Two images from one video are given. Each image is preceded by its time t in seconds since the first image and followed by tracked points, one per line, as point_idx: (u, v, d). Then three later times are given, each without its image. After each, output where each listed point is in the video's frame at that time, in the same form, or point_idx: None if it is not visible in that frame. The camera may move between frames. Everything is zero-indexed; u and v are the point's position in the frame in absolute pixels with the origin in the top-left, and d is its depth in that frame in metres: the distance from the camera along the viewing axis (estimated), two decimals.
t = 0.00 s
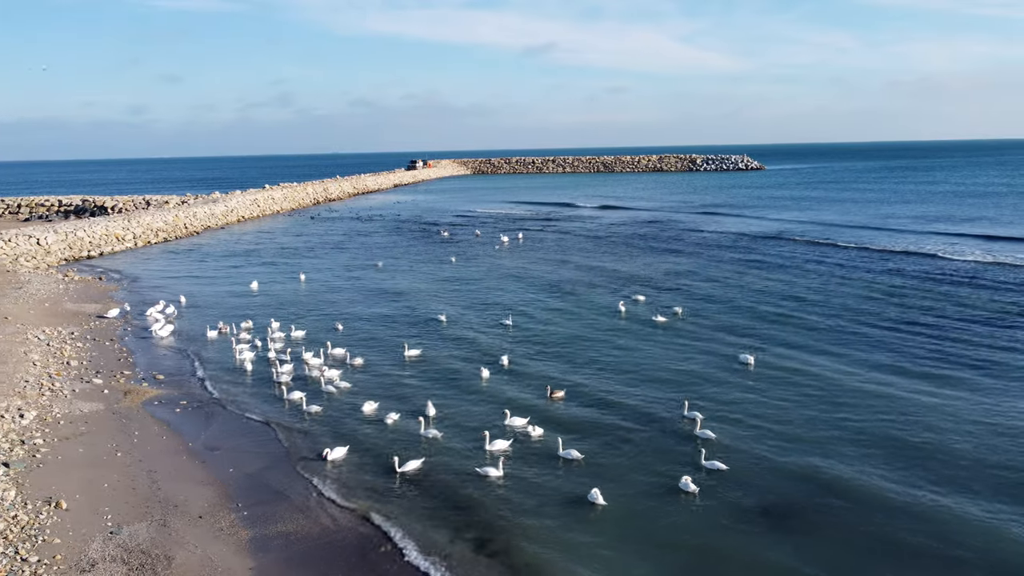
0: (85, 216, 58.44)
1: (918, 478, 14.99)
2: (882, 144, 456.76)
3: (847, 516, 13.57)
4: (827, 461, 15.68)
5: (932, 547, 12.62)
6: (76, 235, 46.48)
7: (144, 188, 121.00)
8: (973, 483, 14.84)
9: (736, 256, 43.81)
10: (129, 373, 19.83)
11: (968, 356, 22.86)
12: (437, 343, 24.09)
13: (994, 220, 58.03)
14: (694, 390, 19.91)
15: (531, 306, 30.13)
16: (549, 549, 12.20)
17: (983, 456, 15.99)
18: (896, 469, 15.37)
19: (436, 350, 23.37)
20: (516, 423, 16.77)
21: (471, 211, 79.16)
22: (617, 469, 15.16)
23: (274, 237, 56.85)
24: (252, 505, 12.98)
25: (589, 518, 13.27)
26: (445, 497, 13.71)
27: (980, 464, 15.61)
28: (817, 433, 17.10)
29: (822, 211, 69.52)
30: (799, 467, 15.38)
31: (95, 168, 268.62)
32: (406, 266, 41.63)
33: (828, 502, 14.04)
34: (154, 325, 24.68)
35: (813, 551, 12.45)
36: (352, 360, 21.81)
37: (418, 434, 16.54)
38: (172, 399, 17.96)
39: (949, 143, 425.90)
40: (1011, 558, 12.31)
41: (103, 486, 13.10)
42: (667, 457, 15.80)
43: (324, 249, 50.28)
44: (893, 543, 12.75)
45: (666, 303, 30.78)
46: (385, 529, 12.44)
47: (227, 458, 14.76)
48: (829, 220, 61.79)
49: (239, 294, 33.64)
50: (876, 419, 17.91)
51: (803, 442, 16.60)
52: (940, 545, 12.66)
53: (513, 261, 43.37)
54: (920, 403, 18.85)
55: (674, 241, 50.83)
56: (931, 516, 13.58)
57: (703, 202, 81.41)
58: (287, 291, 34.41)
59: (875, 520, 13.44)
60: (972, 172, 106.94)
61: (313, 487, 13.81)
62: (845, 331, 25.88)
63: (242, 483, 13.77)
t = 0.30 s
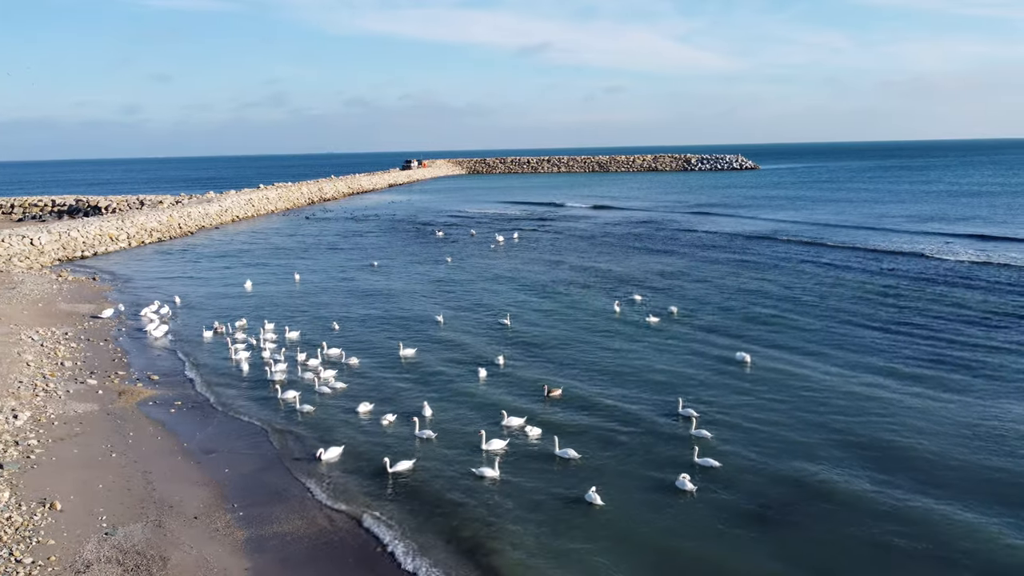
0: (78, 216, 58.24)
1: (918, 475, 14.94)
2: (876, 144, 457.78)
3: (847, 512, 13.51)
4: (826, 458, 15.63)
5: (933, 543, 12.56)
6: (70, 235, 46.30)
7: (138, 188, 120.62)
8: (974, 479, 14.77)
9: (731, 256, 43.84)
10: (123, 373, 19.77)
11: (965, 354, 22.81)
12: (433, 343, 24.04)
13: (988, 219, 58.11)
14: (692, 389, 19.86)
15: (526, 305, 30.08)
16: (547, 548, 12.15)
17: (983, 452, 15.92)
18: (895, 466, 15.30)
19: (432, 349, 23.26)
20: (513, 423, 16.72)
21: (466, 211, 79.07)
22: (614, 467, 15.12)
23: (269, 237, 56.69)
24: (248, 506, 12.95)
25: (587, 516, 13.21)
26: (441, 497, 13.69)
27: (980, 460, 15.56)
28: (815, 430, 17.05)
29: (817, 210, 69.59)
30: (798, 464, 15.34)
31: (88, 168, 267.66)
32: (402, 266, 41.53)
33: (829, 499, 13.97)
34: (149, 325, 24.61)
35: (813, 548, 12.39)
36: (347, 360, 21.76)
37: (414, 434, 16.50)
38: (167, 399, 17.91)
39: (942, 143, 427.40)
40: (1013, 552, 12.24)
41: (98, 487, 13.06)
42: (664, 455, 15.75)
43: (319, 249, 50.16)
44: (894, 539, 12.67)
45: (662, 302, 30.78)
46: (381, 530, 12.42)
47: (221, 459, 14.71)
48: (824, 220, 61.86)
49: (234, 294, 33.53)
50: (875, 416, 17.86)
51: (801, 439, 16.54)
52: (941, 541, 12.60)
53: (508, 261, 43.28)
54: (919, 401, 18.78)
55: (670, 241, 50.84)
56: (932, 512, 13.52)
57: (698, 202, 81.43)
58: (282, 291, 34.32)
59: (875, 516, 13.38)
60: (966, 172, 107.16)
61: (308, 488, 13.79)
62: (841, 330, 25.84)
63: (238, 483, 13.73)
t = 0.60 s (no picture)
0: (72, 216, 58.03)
1: (911, 474, 15.07)
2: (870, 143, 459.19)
3: (841, 512, 13.62)
4: (820, 458, 15.75)
5: (926, 542, 12.68)
6: (64, 235, 46.15)
7: (132, 188, 120.13)
8: (967, 478, 14.89)
9: (724, 256, 43.97)
10: (117, 374, 19.73)
11: (959, 354, 22.95)
12: (428, 343, 24.11)
13: (980, 219, 58.38)
14: (686, 389, 19.96)
15: (521, 305, 30.15)
16: (544, 548, 12.23)
17: (976, 452, 16.04)
18: (889, 466, 15.42)
19: (428, 350, 23.30)
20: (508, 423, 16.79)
21: (461, 211, 79.06)
22: (609, 467, 15.20)
23: (264, 237, 56.61)
24: (242, 506, 12.92)
25: (583, 516, 13.28)
26: (436, 497, 13.73)
27: (971, 459, 15.72)
28: (809, 430, 17.16)
29: (811, 210, 69.83)
30: (792, 464, 15.46)
31: (82, 168, 266.94)
32: (397, 266, 41.53)
33: (823, 499, 14.09)
34: (142, 325, 24.57)
35: (808, 548, 12.49)
36: (341, 360, 21.81)
37: (408, 434, 16.53)
38: (162, 399, 17.89)
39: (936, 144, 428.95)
40: (1006, 552, 12.37)
41: (92, 487, 13.01)
42: (659, 455, 15.84)
43: (314, 249, 50.10)
44: (888, 539, 12.79)
45: (656, 302, 30.91)
46: (376, 531, 12.46)
47: (214, 459, 14.68)
48: (817, 219, 62.11)
49: (229, 295, 33.51)
50: (869, 416, 17.99)
51: (795, 439, 16.66)
52: (934, 540, 12.72)
53: (503, 261, 43.37)
54: (912, 400, 18.91)
55: (664, 241, 50.98)
56: (925, 511, 13.65)
57: (692, 202, 81.63)
58: (277, 291, 34.32)
59: (869, 516, 13.50)
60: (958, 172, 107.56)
61: (302, 488, 13.78)
62: (836, 330, 25.97)
63: (231, 484, 13.70)
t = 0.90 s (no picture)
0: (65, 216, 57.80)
1: (903, 472, 15.15)
2: (864, 143, 460.54)
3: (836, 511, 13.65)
4: (814, 457, 15.79)
5: (921, 542, 12.73)
6: (57, 235, 45.98)
7: (126, 189, 119.75)
8: (959, 475, 14.98)
9: (718, 255, 44.05)
10: (110, 374, 19.68)
11: (952, 354, 23.03)
12: (422, 343, 24.10)
13: (973, 219, 58.60)
14: (681, 388, 19.99)
15: (515, 304, 30.17)
16: (540, 547, 12.24)
17: (971, 450, 16.10)
18: (883, 464, 15.45)
19: (423, 350, 23.30)
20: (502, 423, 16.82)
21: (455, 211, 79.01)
22: (605, 467, 15.22)
23: (259, 237, 56.49)
24: (236, 507, 12.90)
25: (579, 515, 13.30)
26: (430, 497, 13.73)
27: (962, 456, 15.82)
28: (804, 427, 17.22)
29: (804, 210, 70.01)
30: (787, 462, 15.52)
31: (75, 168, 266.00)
32: (392, 266, 41.49)
33: (819, 497, 14.11)
34: (136, 326, 24.51)
35: (804, 546, 12.53)
36: (335, 360, 21.79)
37: (402, 433, 16.53)
38: (155, 400, 17.85)
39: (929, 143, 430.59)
40: (999, 548, 12.44)
41: (85, 488, 12.97)
42: (655, 454, 15.88)
43: (308, 249, 50.00)
44: (884, 537, 12.83)
45: (650, 301, 30.96)
46: (371, 530, 12.48)
47: (208, 460, 14.65)
48: (810, 219, 62.31)
49: (222, 295, 33.43)
50: (863, 414, 18.05)
51: (788, 437, 16.73)
52: (929, 538, 12.77)
53: (497, 260, 43.36)
54: (906, 398, 19.00)
55: (658, 240, 51.07)
56: (921, 510, 13.69)
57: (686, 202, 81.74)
58: (271, 291, 34.25)
59: (865, 515, 13.53)
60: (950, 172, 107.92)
61: (295, 488, 13.78)
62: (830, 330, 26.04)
63: (225, 485, 13.67)
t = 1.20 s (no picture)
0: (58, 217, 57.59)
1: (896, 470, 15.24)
2: (857, 143, 461.85)
3: (831, 510, 13.66)
4: (810, 456, 15.83)
5: (915, 539, 12.78)
6: (50, 235, 45.82)
7: (120, 189, 119.45)
8: (951, 473, 15.08)
9: (712, 255, 44.17)
10: (103, 374, 19.62)
11: (947, 354, 23.10)
12: (417, 343, 24.12)
13: (966, 219, 58.88)
14: (677, 389, 20.00)
15: (510, 305, 30.20)
16: (536, 547, 12.21)
17: (966, 450, 16.14)
18: (878, 463, 15.51)
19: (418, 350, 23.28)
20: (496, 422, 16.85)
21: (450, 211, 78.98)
22: (600, 466, 15.21)
23: (253, 237, 56.40)
24: (230, 507, 12.88)
25: (574, 514, 13.31)
26: (424, 497, 13.71)
27: (955, 454, 15.92)
28: (799, 428, 17.27)
29: (797, 210, 70.23)
30: (782, 462, 15.53)
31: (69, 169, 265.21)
32: (386, 267, 41.46)
33: (815, 497, 14.13)
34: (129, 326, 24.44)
35: (800, 544, 12.53)
36: (329, 360, 21.78)
37: (396, 433, 16.50)
38: (149, 400, 17.82)
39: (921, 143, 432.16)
40: (991, 547, 12.52)
41: (77, 489, 12.92)
42: (650, 453, 15.88)
43: (302, 249, 49.92)
44: (879, 535, 12.84)
45: (644, 301, 31.03)
46: (366, 531, 12.45)
47: (202, 460, 14.61)
48: (804, 219, 62.51)
49: (217, 295, 33.36)
50: (858, 414, 18.09)
51: (782, 436, 16.79)
52: (921, 536, 12.83)
53: (492, 260, 43.40)
54: (898, 399, 19.12)
55: (652, 241, 51.18)
56: (916, 509, 13.71)
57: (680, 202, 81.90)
58: (265, 291, 34.21)
59: (861, 514, 13.54)
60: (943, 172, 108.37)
61: (290, 489, 13.74)
62: (825, 330, 26.10)
63: (219, 485, 13.63)
